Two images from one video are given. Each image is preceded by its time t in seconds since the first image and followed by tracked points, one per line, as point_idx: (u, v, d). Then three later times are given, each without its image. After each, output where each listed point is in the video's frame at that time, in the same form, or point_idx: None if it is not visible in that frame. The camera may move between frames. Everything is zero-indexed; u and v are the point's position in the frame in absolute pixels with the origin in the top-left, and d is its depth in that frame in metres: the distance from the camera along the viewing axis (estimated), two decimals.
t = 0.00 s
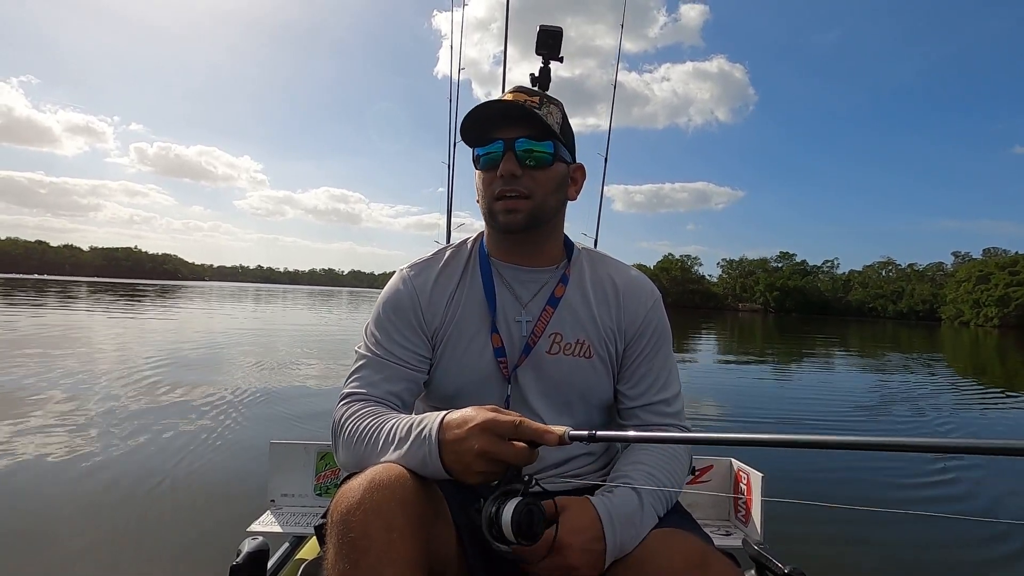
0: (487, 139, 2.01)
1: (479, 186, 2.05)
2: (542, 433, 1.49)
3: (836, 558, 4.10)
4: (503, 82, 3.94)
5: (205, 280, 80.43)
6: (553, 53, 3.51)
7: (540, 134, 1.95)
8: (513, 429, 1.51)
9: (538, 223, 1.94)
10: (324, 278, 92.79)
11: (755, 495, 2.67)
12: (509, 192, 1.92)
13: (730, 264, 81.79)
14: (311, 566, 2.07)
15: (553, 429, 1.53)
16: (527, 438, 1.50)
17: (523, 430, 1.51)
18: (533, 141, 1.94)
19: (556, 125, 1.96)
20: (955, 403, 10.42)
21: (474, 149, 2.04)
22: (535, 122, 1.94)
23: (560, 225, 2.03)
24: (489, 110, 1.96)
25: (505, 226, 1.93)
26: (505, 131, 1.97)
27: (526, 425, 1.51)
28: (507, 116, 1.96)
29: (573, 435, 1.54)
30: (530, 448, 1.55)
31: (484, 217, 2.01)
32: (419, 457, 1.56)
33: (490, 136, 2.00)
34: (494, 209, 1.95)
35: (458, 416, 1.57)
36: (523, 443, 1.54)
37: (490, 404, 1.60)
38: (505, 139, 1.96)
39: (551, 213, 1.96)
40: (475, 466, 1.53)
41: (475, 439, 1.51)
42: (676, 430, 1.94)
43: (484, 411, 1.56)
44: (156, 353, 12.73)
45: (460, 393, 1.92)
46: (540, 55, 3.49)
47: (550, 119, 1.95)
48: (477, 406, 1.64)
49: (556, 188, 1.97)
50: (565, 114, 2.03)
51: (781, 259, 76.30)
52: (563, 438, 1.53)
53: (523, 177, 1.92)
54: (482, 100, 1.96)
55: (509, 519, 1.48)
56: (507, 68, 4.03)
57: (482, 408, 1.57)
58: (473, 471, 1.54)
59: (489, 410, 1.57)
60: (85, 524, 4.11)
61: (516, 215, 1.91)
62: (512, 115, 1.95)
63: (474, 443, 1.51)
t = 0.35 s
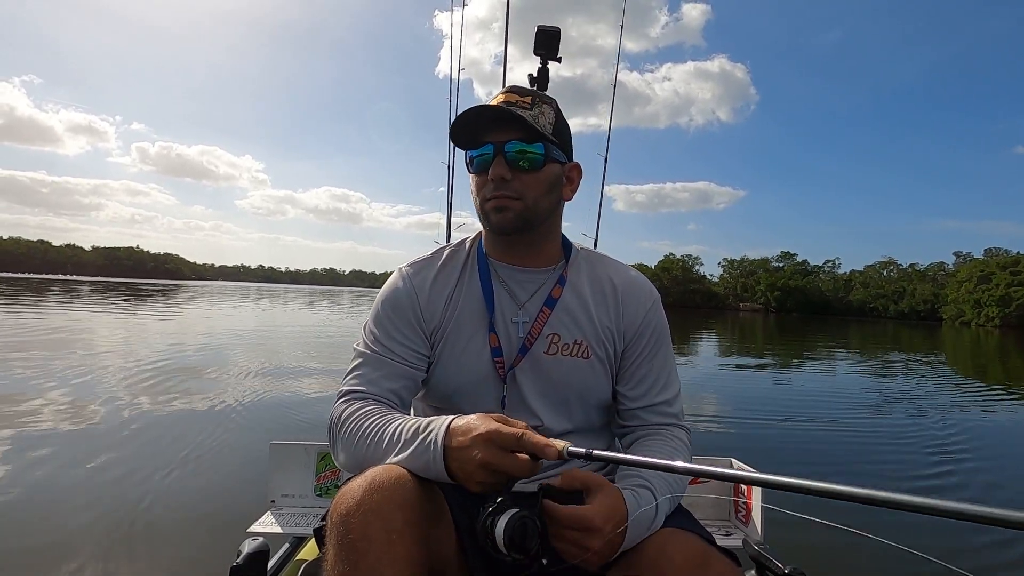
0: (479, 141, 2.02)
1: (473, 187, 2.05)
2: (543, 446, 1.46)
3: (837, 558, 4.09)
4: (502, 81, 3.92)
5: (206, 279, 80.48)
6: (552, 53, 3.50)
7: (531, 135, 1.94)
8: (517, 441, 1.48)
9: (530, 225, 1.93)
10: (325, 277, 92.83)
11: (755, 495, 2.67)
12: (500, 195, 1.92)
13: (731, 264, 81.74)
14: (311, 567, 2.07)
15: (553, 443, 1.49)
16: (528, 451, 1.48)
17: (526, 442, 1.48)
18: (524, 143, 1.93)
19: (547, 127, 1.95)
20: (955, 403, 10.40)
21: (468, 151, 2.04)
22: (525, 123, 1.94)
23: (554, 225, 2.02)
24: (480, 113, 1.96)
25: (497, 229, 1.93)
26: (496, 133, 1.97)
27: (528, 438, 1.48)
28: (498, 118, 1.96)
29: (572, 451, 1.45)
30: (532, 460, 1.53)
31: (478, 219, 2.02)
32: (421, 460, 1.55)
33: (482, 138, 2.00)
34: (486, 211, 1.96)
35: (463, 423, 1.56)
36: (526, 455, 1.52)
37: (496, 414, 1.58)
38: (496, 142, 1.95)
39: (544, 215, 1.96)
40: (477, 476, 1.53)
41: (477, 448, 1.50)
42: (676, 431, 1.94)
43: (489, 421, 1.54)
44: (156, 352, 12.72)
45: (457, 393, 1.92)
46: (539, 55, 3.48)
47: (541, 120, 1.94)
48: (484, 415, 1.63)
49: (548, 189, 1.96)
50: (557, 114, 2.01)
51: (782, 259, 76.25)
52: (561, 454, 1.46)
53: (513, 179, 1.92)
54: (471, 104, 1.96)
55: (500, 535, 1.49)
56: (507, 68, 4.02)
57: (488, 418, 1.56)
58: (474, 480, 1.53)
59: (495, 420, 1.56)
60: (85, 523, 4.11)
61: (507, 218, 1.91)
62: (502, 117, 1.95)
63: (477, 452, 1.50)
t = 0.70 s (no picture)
0: (479, 138, 2.02)
1: (473, 185, 2.06)
2: (533, 445, 1.46)
3: (837, 558, 4.09)
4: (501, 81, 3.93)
5: (207, 278, 80.52)
6: (551, 53, 3.50)
7: (530, 133, 1.94)
8: (507, 439, 1.48)
9: (529, 222, 1.94)
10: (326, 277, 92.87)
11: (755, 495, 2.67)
12: (500, 191, 1.92)
13: (731, 264, 81.72)
14: (311, 566, 2.07)
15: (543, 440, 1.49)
16: (518, 449, 1.48)
17: (515, 440, 1.48)
18: (524, 140, 1.94)
19: (547, 125, 1.96)
20: (955, 404, 10.40)
21: (469, 149, 2.04)
22: (525, 121, 1.94)
23: (553, 223, 2.02)
24: (480, 111, 1.97)
25: (497, 226, 1.93)
26: (496, 131, 1.98)
27: (517, 435, 1.47)
28: (498, 116, 1.96)
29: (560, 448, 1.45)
30: (525, 459, 1.50)
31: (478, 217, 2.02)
32: (420, 461, 1.55)
33: (483, 136, 2.01)
34: (485, 208, 1.96)
35: (457, 422, 1.57)
36: (516, 452, 1.49)
37: (489, 412, 1.59)
38: (496, 139, 1.96)
39: (542, 212, 1.96)
40: (473, 476, 1.53)
41: (469, 448, 1.51)
42: (674, 429, 1.94)
43: (481, 419, 1.55)
44: (157, 352, 12.73)
45: (457, 392, 1.92)
46: (538, 55, 3.48)
47: (541, 118, 1.95)
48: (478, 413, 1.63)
49: (547, 187, 1.96)
50: (557, 113, 2.02)
51: (783, 260, 76.23)
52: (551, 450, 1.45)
53: (513, 176, 1.92)
54: (471, 102, 1.96)
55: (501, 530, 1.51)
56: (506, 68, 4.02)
57: (479, 417, 1.56)
58: (471, 480, 1.54)
59: (487, 418, 1.56)
60: (85, 524, 4.12)
61: (507, 214, 1.91)
62: (503, 115, 1.95)
63: (469, 452, 1.51)
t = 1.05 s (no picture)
0: (483, 132, 2.02)
1: (475, 179, 2.05)
2: (535, 438, 1.51)
3: (837, 558, 4.08)
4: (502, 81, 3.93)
5: (208, 278, 80.61)
6: (552, 53, 3.51)
7: (534, 128, 1.95)
8: (508, 430, 1.51)
9: (531, 216, 1.94)
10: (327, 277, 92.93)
11: (755, 495, 2.66)
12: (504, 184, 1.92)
13: (732, 265, 81.68)
14: (311, 566, 2.07)
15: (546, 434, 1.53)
16: (519, 440, 1.52)
17: (517, 432, 1.52)
18: (527, 135, 1.94)
19: (551, 120, 1.96)
20: (956, 404, 10.39)
21: (472, 143, 2.04)
22: (530, 116, 1.95)
23: (554, 219, 2.03)
24: (486, 104, 1.97)
25: (500, 219, 1.93)
26: (500, 126, 1.98)
27: (519, 428, 1.52)
28: (504, 109, 1.97)
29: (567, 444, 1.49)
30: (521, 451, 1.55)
31: (481, 211, 2.01)
32: (414, 454, 1.55)
33: (487, 130, 2.01)
34: (488, 200, 1.95)
35: (453, 413, 1.57)
36: (515, 445, 1.54)
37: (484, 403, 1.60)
38: (500, 133, 1.96)
39: (544, 207, 1.96)
40: (467, 465, 1.54)
41: (468, 436, 1.51)
42: (675, 424, 1.94)
43: (479, 409, 1.56)
44: (158, 352, 12.73)
45: (458, 390, 1.92)
46: (539, 56, 3.49)
47: (545, 114, 1.96)
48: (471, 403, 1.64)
49: (550, 181, 1.97)
50: (560, 111, 2.03)
51: (784, 261, 76.22)
52: (554, 444, 1.52)
53: (517, 169, 1.92)
54: (479, 91, 1.97)
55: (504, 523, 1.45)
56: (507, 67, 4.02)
57: (476, 406, 1.57)
58: (465, 468, 1.54)
59: (484, 408, 1.57)
60: (85, 524, 4.12)
61: (510, 207, 1.91)
62: (508, 109, 1.96)
63: (467, 440, 1.51)
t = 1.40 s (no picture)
0: (489, 127, 2.02)
1: (479, 173, 2.05)
2: (544, 406, 1.48)
3: (836, 555, 4.09)
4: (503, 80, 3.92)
5: (210, 278, 80.76)
6: (552, 53, 3.50)
7: (541, 124, 1.96)
8: (517, 401, 1.49)
9: (537, 210, 1.95)
10: (328, 276, 93.07)
11: (755, 494, 2.66)
12: (511, 178, 1.93)
13: (733, 262, 81.67)
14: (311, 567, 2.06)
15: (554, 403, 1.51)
16: (529, 409, 1.49)
17: (526, 402, 1.49)
18: (535, 131, 1.94)
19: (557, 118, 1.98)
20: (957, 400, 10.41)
21: (477, 138, 2.04)
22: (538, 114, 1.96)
23: (556, 215, 2.04)
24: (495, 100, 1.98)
25: (506, 212, 1.93)
26: (507, 122, 1.99)
27: (528, 397, 1.49)
28: (512, 106, 1.98)
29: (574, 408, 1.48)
30: (532, 422, 1.52)
31: (484, 205, 2.01)
32: (424, 431, 1.53)
33: (493, 125, 2.01)
34: (495, 194, 1.95)
35: (462, 388, 1.54)
36: (525, 416, 1.51)
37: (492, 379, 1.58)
38: (508, 128, 1.97)
39: (549, 202, 1.97)
40: (477, 437, 1.50)
41: (479, 408, 1.49)
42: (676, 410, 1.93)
43: (488, 383, 1.53)
44: (160, 352, 12.77)
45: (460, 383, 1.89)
46: (539, 55, 3.48)
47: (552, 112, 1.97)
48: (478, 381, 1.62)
49: (555, 177, 1.98)
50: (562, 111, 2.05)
51: (784, 258, 76.25)
52: (563, 410, 1.49)
53: (526, 163, 1.93)
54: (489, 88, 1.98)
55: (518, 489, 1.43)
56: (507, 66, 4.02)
57: (485, 381, 1.55)
58: (476, 442, 1.51)
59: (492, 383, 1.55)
60: (86, 524, 4.13)
61: (518, 200, 1.92)
62: (517, 106, 1.98)
63: (478, 412, 1.48)
